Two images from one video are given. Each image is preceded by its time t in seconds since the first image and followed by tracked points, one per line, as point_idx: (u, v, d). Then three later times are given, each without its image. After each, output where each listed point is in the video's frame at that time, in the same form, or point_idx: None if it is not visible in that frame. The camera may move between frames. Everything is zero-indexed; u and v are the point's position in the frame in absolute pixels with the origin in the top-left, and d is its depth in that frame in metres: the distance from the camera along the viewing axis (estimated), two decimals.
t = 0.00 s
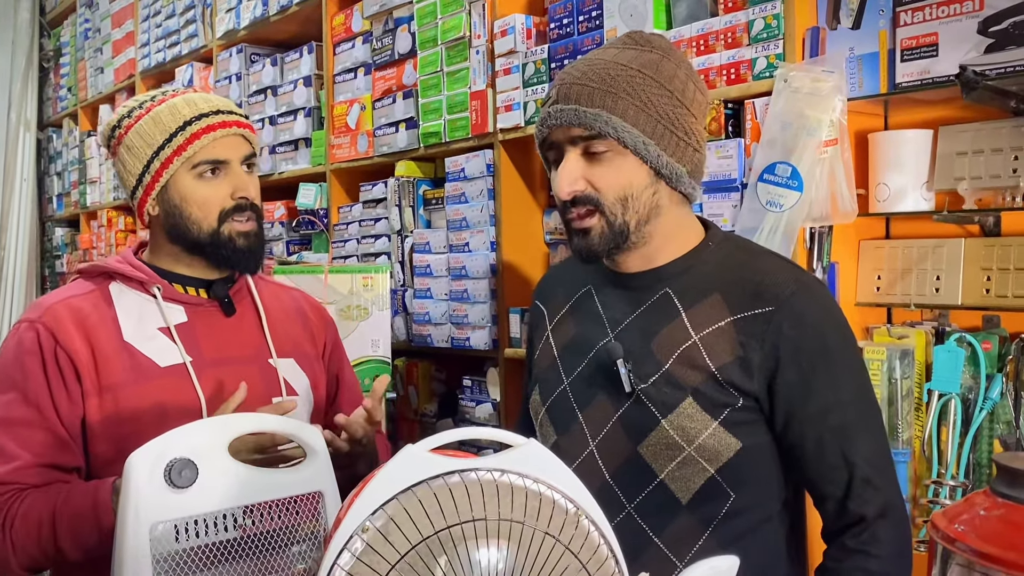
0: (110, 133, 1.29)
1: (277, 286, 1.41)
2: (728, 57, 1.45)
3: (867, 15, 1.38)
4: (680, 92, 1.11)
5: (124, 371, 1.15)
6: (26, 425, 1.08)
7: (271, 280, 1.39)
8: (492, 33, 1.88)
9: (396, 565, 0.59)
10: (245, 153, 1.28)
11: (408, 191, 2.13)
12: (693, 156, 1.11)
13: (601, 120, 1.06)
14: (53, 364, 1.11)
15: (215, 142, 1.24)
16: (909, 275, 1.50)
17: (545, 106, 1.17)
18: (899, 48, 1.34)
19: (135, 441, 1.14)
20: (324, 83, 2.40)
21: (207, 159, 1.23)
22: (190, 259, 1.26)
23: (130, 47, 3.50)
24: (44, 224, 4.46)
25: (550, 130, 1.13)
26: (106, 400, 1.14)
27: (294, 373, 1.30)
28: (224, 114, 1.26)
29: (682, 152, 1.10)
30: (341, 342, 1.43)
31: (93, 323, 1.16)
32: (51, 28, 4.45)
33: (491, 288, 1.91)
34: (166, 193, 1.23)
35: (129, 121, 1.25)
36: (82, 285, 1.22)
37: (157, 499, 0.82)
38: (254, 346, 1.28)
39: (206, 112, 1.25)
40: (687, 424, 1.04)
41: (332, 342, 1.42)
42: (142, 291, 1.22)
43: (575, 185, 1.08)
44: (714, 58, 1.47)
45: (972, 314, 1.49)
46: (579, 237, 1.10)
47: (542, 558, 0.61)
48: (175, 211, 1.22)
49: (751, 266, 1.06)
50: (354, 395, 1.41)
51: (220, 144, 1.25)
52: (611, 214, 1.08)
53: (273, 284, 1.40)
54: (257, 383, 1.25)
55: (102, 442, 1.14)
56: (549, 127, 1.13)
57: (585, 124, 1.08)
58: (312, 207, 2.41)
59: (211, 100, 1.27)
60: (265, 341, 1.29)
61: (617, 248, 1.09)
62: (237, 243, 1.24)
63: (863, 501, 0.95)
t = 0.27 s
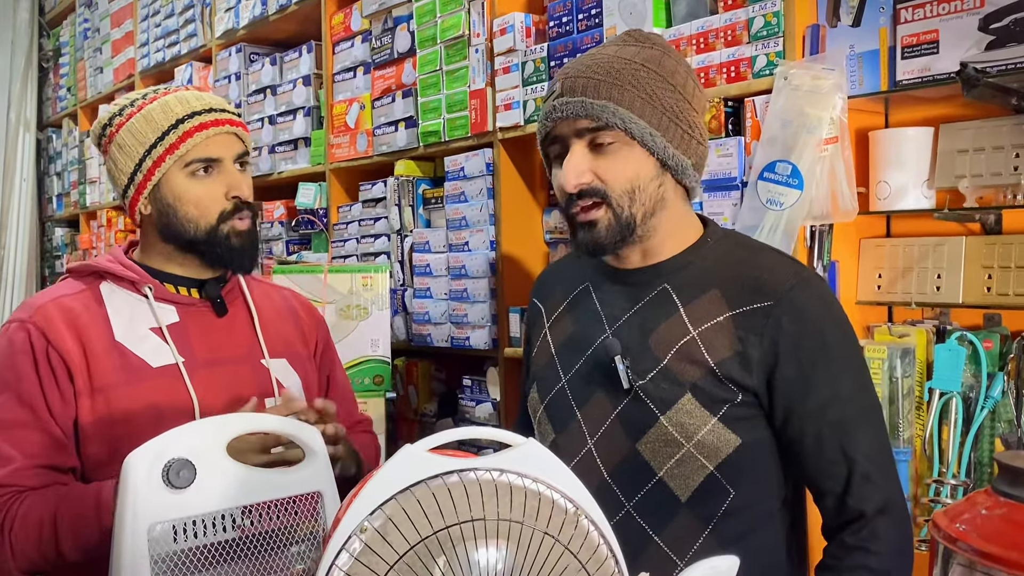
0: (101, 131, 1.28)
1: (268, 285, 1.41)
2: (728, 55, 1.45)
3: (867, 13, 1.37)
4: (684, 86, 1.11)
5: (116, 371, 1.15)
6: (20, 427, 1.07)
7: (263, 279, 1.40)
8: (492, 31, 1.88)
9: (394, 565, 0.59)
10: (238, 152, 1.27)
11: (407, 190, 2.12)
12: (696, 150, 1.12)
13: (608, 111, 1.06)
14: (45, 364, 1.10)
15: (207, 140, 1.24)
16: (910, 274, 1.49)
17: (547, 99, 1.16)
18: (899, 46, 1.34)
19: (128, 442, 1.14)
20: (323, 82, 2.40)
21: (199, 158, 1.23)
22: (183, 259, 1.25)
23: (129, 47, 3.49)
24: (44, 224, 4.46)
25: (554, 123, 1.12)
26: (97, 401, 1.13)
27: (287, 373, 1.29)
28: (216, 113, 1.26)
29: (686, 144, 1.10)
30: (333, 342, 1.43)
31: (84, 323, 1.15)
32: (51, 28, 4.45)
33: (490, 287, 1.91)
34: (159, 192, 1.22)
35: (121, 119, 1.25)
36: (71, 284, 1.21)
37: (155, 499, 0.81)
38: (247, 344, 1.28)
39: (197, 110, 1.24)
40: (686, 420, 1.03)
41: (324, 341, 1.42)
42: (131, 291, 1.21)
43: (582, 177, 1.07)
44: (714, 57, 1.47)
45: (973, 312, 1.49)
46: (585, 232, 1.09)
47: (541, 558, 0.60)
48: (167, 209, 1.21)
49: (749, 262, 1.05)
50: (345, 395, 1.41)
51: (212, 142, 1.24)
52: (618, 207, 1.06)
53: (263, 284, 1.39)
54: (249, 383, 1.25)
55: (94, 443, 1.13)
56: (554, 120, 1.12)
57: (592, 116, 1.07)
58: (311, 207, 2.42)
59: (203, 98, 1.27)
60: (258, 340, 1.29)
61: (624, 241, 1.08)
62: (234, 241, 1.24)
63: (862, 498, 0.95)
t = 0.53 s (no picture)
0: (90, 130, 1.28)
1: (260, 289, 1.41)
2: (728, 54, 1.45)
3: (867, 11, 1.36)
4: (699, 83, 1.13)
5: (104, 374, 1.15)
6: (7, 431, 1.07)
7: (255, 284, 1.41)
8: (492, 31, 1.88)
9: (395, 565, 0.59)
10: (226, 151, 1.28)
11: (408, 190, 2.13)
12: (711, 146, 1.14)
13: (643, 103, 1.05)
14: (33, 366, 1.10)
15: (196, 141, 1.24)
16: (910, 272, 1.49)
17: (565, 90, 1.13)
18: (899, 44, 1.34)
19: (115, 446, 1.14)
20: (324, 82, 2.40)
21: (188, 158, 1.23)
22: (173, 260, 1.26)
23: (131, 47, 3.50)
24: (46, 224, 4.46)
25: (579, 114, 1.10)
26: (84, 404, 1.13)
27: (278, 379, 1.30)
28: (204, 112, 1.26)
29: (705, 140, 1.12)
30: (324, 348, 1.44)
31: (73, 325, 1.15)
32: (52, 28, 4.46)
33: (491, 286, 1.91)
34: (148, 193, 1.23)
35: (107, 122, 1.25)
36: (61, 286, 1.21)
37: (156, 500, 0.82)
38: (238, 348, 1.28)
39: (185, 110, 1.25)
40: (690, 421, 1.03)
41: (315, 346, 1.43)
42: (122, 293, 1.22)
43: (613, 169, 1.06)
44: (713, 56, 1.47)
45: (974, 310, 1.49)
46: (605, 223, 1.08)
47: (541, 558, 0.61)
48: (156, 211, 1.22)
49: (752, 261, 1.06)
50: (334, 402, 1.42)
51: (201, 142, 1.25)
52: (647, 199, 1.07)
53: (256, 288, 1.40)
54: (237, 388, 1.25)
55: (78, 446, 1.13)
56: (580, 110, 1.09)
57: (625, 107, 1.06)
58: (313, 207, 2.42)
59: (191, 98, 1.27)
60: (248, 345, 1.29)
61: (649, 234, 1.08)
62: (224, 243, 1.25)
63: (865, 497, 0.95)
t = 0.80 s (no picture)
0: (82, 136, 1.29)
1: (256, 297, 1.42)
2: (729, 54, 1.45)
3: (868, 10, 1.37)
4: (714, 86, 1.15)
5: (97, 380, 1.15)
6: None
7: (251, 292, 1.41)
8: (493, 31, 1.88)
9: (396, 565, 0.59)
10: (221, 155, 1.29)
11: (410, 189, 2.13)
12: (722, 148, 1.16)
13: (664, 96, 1.06)
14: (23, 373, 1.09)
15: (191, 144, 1.25)
16: (911, 271, 1.49)
17: (585, 80, 1.14)
18: (900, 44, 1.34)
19: (108, 453, 1.14)
20: (326, 82, 2.40)
21: (183, 163, 1.24)
22: (171, 264, 1.26)
23: (133, 47, 3.50)
24: (49, 224, 4.47)
25: (597, 104, 1.11)
26: (76, 411, 1.13)
27: (271, 387, 1.31)
28: (199, 116, 1.27)
29: (718, 141, 1.13)
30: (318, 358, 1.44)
31: (66, 330, 1.15)
32: (55, 28, 4.46)
33: (493, 286, 1.91)
34: (142, 198, 1.24)
35: (100, 126, 1.26)
36: (54, 289, 1.21)
37: (159, 499, 0.82)
38: (233, 356, 1.29)
39: (180, 114, 1.25)
40: (694, 422, 1.04)
41: (309, 355, 1.44)
42: (117, 298, 1.22)
43: (629, 161, 1.07)
44: (714, 56, 1.47)
45: (975, 309, 1.50)
46: (617, 217, 1.08)
47: (542, 557, 0.61)
48: (151, 215, 1.22)
49: (756, 263, 1.06)
50: (324, 411, 1.43)
51: (196, 146, 1.25)
52: (660, 194, 1.07)
53: (252, 296, 1.41)
54: (231, 394, 1.25)
55: (72, 453, 1.13)
56: (598, 101, 1.10)
57: (646, 100, 1.07)
58: (315, 206, 2.45)
59: (185, 102, 1.28)
60: (243, 352, 1.30)
61: (662, 230, 1.09)
62: (221, 243, 1.25)
63: (869, 499, 0.95)
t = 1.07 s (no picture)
0: (82, 137, 1.29)
1: (259, 295, 1.42)
2: (731, 53, 1.45)
3: (871, 10, 1.36)
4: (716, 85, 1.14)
5: (102, 384, 1.15)
6: None
7: (254, 291, 1.41)
8: (496, 31, 1.88)
9: (398, 566, 0.59)
10: (223, 155, 1.29)
11: (412, 190, 2.13)
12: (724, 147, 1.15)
13: (663, 95, 1.06)
14: (26, 380, 1.10)
15: (192, 144, 1.25)
16: (914, 271, 1.49)
17: (586, 78, 1.14)
18: (903, 43, 1.33)
19: (116, 455, 1.14)
20: (329, 82, 2.40)
21: (183, 163, 1.24)
22: (172, 264, 1.26)
23: (136, 47, 3.51)
24: (52, 225, 4.48)
25: (597, 103, 1.11)
26: (82, 415, 1.13)
27: (277, 386, 1.31)
28: (201, 116, 1.27)
29: (719, 140, 1.13)
30: (323, 356, 1.44)
31: (69, 334, 1.15)
32: (58, 29, 4.47)
33: (495, 286, 1.90)
34: (143, 199, 1.24)
35: (101, 126, 1.26)
36: (56, 294, 1.21)
37: (161, 500, 0.82)
38: (236, 357, 1.29)
39: (181, 114, 1.25)
40: (696, 423, 1.04)
41: (314, 353, 1.44)
42: (120, 301, 1.22)
43: (628, 160, 1.06)
44: (717, 55, 1.47)
45: (978, 309, 1.49)
46: (617, 217, 1.08)
47: (545, 557, 0.61)
48: (151, 216, 1.23)
49: (760, 264, 1.06)
50: (331, 408, 1.43)
51: (197, 146, 1.26)
52: (659, 194, 1.07)
53: (255, 294, 1.41)
54: (237, 394, 1.25)
55: (79, 458, 1.13)
56: (598, 99, 1.10)
57: (645, 99, 1.07)
58: (317, 206, 2.45)
59: (187, 102, 1.28)
60: (247, 352, 1.30)
61: (662, 230, 1.08)
62: (221, 243, 1.25)
63: (873, 501, 0.95)
